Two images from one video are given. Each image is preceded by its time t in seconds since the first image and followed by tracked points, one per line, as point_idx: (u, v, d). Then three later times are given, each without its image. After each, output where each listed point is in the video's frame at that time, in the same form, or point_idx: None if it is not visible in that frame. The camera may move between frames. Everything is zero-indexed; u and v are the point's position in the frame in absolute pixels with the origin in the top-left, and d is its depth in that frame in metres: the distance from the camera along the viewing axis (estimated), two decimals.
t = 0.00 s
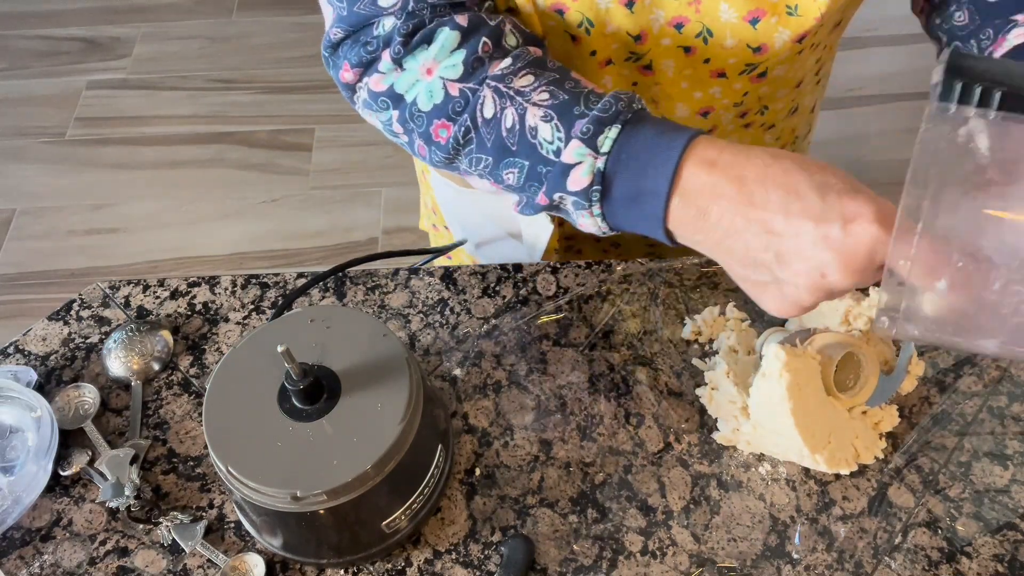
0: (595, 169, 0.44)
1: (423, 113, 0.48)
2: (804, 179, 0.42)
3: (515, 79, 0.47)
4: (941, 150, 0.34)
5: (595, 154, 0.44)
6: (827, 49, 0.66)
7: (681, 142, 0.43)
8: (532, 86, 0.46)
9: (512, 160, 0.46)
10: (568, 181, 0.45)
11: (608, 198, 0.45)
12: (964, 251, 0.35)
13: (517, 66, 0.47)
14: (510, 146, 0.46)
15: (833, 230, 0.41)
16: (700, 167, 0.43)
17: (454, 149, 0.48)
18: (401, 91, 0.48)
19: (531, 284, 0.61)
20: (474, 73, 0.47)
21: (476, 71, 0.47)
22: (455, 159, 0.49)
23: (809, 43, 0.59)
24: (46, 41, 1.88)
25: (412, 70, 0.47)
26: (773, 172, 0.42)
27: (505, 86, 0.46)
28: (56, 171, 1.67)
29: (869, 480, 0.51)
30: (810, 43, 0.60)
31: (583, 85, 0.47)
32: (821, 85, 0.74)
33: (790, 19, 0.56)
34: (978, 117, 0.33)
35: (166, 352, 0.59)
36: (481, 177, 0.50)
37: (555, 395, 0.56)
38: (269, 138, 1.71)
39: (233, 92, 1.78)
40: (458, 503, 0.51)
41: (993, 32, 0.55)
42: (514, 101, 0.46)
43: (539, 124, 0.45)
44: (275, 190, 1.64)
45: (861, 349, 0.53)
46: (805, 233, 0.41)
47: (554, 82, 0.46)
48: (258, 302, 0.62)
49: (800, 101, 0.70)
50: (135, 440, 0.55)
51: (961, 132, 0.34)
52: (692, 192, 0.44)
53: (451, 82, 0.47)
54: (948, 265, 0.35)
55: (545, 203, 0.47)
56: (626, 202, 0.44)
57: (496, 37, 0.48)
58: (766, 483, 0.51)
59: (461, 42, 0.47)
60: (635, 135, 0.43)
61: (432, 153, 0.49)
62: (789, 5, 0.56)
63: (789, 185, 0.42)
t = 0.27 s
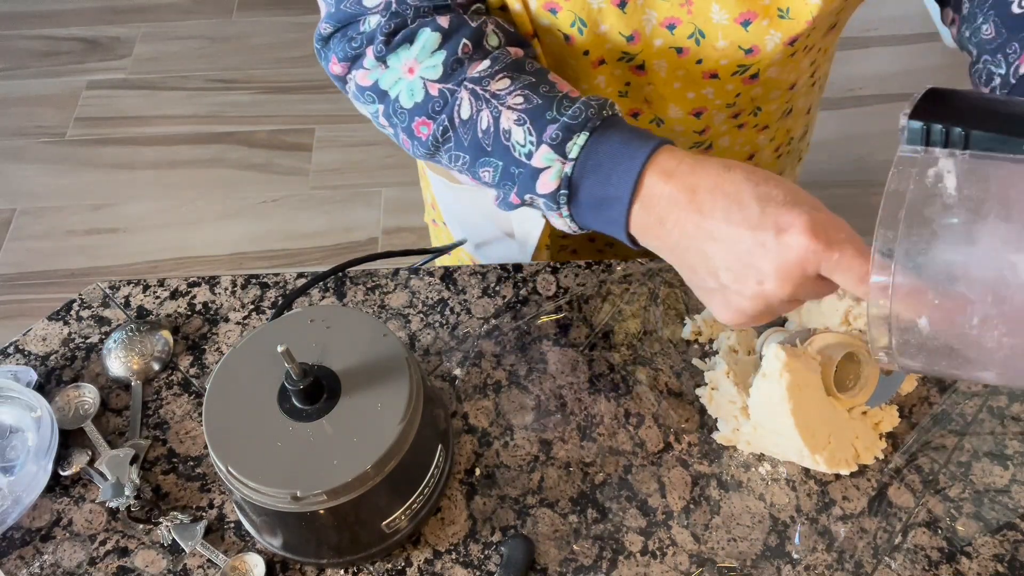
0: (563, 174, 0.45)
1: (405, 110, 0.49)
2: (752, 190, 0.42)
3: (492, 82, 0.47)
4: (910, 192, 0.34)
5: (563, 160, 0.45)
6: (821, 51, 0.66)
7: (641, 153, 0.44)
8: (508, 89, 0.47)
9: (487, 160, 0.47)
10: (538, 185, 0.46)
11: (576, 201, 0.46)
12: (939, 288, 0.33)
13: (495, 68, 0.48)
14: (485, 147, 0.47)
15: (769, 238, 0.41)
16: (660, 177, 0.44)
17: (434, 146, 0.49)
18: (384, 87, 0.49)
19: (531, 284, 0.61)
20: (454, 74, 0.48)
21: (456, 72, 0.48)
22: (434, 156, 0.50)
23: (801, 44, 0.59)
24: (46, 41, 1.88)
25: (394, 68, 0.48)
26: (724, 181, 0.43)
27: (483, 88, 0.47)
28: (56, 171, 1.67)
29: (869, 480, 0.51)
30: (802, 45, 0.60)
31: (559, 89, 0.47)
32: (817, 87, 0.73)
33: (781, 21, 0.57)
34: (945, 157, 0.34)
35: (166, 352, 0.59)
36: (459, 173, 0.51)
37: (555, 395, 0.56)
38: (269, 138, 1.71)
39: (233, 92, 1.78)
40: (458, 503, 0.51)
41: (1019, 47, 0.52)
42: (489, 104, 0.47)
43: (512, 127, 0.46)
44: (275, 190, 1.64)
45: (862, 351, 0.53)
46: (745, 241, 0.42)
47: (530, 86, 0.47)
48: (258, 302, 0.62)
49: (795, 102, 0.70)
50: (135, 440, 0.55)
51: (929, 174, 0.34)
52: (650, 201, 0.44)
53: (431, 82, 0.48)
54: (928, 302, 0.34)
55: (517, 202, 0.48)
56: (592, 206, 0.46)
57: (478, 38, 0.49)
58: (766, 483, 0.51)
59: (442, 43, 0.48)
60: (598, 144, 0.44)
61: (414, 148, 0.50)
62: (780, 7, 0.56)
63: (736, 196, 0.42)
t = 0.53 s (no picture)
0: (584, 168, 0.45)
1: (419, 108, 0.48)
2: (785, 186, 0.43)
3: (509, 78, 0.47)
4: (954, 180, 0.34)
5: (585, 154, 0.45)
6: (822, 53, 0.66)
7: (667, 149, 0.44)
8: (525, 85, 0.47)
9: (505, 156, 0.47)
10: (559, 180, 0.46)
11: (597, 196, 0.46)
12: (951, 287, 0.35)
13: (512, 65, 0.48)
14: (502, 143, 0.47)
15: (798, 227, 0.42)
16: (684, 172, 0.44)
17: (448, 143, 0.49)
18: (397, 86, 0.48)
19: (531, 284, 0.61)
20: (469, 70, 0.48)
21: (470, 68, 0.48)
22: (448, 154, 0.50)
23: (800, 45, 0.59)
24: (46, 41, 1.88)
25: (407, 66, 0.48)
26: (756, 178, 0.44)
27: (500, 85, 0.47)
28: (55, 171, 1.67)
29: (869, 480, 0.51)
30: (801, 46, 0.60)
31: (576, 85, 0.47)
32: (819, 89, 0.73)
33: (779, 21, 0.57)
34: (1000, 152, 0.33)
35: (166, 352, 0.59)
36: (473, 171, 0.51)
37: (555, 395, 0.56)
38: (269, 138, 1.71)
39: (233, 92, 1.78)
40: (458, 503, 0.51)
41: None
42: (507, 100, 0.47)
43: (531, 123, 0.46)
44: (275, 190, 1.64)
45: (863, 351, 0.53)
46: (786, 237, 0.43)
47: (547, 82, 0.47)
48: (258, 302, 0.62)
49: (796, 104, 0.70)
50: (135, 440, 0.55)
51: (980, 165, 0.34)
52: (678, 196, 0.45)
53: (447, 79, 0.48)
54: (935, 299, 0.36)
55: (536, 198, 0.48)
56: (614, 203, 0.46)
57: (490, 34, 0.49)
58: (766, 483, 0.51)
59: (455, 39, 0.48)
60: (620, 139, 0.45)
61: (427, 146, 0.50)
62: (778, 7, 0.56)
63: (770, 191, 0.43)
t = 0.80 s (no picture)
0: (554, 146, 0.45)
1: (398, 94, 0.49)
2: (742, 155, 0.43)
3: (485, 63, 0.47)
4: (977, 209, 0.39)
5: (555, 133, 0.45)
6: (822, 56, 0.65)
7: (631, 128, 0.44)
8: (501, 70, 0.47)
9: (479, 138, 0.47)
10: (528, 159, 0.46)
11: (565, 175, 0.46)
12: (979, 313, 0.40)
13: (489, 51, 0.48)
14: (477, 126, 0.47)
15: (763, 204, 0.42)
16: (654, 146, 0.44)
17: (426, 128, 0.49)
18: (377, 72, 0.49)
19: (531, 284, 0.61)
20: (448, 56, 0.48)
21: (449, 54, 0.48)
22: (426, 138, 0.50)
23: (797, 48, 0.59)
24: (46, 41, 1.88)
25: (386, 52, 0.48)
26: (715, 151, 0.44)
27: (476, 69, 0.47)
28: (55, 171, 1.67)
29: (869, 480, 0.51)
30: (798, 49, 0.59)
31: (551, 70, 0.47)
32: (821, 91, 0.73)
33: (776, 24, 0.56)
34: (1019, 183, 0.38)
35: (166, 352, 0.59)
36: (451, 156, 0.50)
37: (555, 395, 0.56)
38: (269, 138, 1.71)
39: (233, 92, 1.78)
40: (458, 503, 0.51)
41: None
42: (483, 83, 0.47)
43: (505, 104, 0.46)
44: (275, 190, 1.64)
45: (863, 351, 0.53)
46: (736, 200, 0.42)
47: (522, 67, 0.47)
48: (258, 302, 0.62)
49: (795, 107, 0.69)
50: (135, 440, 0.55)
51: (1000, 195, 0.39)
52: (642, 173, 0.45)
53: (425, 65, 0.48)
54: (962, 325, 0.40)
55: (507, 179, 0.48)
56: (581, 180, 0.46)
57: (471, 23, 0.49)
58: (766, 483, 0.51)
59: (434, 26, 0.48)
60: (590, 119, 0.45)
61: (406, 131, 0.50)
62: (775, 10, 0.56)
63: (729, 162, 0.43)
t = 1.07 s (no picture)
0: (545, 151, 0.44)
1: (395, 94, 0.49)
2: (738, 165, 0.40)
3: (482, 66, 0.47)
4: None
5: (547, 137, 0.44)
6: (822, 63, 0.65)
7: (625, 138, 0.43)
8: (498, 73, 0.47)
9: (473, 141, 0.47)
10: (520, 163, 0.45)
11: (556, 181, 0.44)
12: None
13: (487, 54, 0.48)
14: (471, 128, 0.47)
15: (744, 204, 0.38)
16: (647, 154, 0.43)
17: (421, 129, 0.49)
18: (376, 71, 0.50)
19: (531, 284, 0.61)
20: (445, 57, 0.48)
21: (446, 56, 0.48)
22: (420, 142, 0.50)
23: (797, 57, 0.59)
24: (46, 41, 1.88)
25: (386, 53, 0.49)
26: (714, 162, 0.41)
27: (472, 71, 0.47)
28: (55, 171, 1.67)
29: (869, 480, 0.51)
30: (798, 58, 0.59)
31: (548, 77, 0.47)
32: (822, 98, 0.73)
33: (775, 33, 0.56)
34: None
35: (166, 352, 0.59)
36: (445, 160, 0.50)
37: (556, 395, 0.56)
38: (269, 138, 1.71)
39: (233, 92, 1.78)
40: (458, 503, 0.51)
41: None
42: (478, 86, 0.47)
43: (499, 107, 0.45)
44: (275, 190, 1.64)
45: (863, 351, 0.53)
46: (720, 206, 0.39)
47: (519, 71, 0.47)
48: (258, 302, 0.62)
49: (796, 114, 0.69)
50: (135, 440, 0.55)
51: None
52: (635, 183, 0.43)
53: (422, 65, 0.48)
54: None
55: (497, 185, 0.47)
56: (573, 188, 0.44)
57: (471, 27, 0.50)
58: (766, 483, 0.51)
59: (433, 27, 0.49)
60: (583, 124, 0.43)
61: (402, 133, 0.50)
62: (774, 18, 0.55)
63: (724, 171, 0.40)
